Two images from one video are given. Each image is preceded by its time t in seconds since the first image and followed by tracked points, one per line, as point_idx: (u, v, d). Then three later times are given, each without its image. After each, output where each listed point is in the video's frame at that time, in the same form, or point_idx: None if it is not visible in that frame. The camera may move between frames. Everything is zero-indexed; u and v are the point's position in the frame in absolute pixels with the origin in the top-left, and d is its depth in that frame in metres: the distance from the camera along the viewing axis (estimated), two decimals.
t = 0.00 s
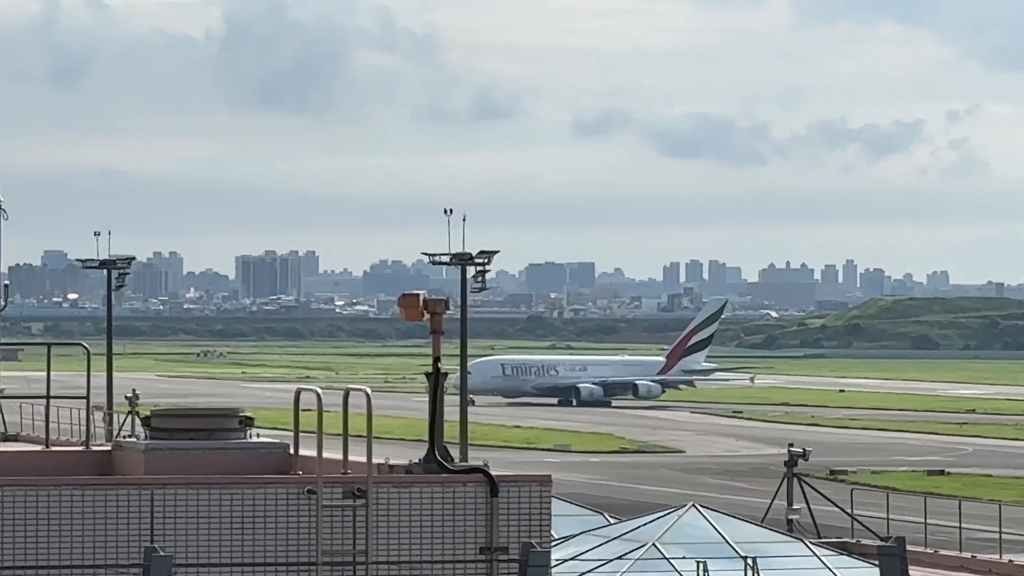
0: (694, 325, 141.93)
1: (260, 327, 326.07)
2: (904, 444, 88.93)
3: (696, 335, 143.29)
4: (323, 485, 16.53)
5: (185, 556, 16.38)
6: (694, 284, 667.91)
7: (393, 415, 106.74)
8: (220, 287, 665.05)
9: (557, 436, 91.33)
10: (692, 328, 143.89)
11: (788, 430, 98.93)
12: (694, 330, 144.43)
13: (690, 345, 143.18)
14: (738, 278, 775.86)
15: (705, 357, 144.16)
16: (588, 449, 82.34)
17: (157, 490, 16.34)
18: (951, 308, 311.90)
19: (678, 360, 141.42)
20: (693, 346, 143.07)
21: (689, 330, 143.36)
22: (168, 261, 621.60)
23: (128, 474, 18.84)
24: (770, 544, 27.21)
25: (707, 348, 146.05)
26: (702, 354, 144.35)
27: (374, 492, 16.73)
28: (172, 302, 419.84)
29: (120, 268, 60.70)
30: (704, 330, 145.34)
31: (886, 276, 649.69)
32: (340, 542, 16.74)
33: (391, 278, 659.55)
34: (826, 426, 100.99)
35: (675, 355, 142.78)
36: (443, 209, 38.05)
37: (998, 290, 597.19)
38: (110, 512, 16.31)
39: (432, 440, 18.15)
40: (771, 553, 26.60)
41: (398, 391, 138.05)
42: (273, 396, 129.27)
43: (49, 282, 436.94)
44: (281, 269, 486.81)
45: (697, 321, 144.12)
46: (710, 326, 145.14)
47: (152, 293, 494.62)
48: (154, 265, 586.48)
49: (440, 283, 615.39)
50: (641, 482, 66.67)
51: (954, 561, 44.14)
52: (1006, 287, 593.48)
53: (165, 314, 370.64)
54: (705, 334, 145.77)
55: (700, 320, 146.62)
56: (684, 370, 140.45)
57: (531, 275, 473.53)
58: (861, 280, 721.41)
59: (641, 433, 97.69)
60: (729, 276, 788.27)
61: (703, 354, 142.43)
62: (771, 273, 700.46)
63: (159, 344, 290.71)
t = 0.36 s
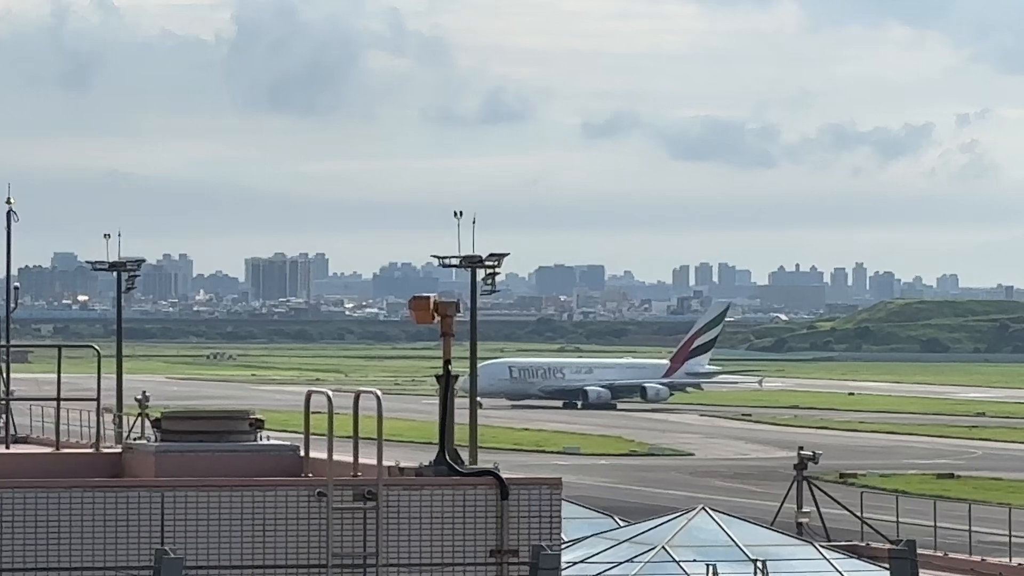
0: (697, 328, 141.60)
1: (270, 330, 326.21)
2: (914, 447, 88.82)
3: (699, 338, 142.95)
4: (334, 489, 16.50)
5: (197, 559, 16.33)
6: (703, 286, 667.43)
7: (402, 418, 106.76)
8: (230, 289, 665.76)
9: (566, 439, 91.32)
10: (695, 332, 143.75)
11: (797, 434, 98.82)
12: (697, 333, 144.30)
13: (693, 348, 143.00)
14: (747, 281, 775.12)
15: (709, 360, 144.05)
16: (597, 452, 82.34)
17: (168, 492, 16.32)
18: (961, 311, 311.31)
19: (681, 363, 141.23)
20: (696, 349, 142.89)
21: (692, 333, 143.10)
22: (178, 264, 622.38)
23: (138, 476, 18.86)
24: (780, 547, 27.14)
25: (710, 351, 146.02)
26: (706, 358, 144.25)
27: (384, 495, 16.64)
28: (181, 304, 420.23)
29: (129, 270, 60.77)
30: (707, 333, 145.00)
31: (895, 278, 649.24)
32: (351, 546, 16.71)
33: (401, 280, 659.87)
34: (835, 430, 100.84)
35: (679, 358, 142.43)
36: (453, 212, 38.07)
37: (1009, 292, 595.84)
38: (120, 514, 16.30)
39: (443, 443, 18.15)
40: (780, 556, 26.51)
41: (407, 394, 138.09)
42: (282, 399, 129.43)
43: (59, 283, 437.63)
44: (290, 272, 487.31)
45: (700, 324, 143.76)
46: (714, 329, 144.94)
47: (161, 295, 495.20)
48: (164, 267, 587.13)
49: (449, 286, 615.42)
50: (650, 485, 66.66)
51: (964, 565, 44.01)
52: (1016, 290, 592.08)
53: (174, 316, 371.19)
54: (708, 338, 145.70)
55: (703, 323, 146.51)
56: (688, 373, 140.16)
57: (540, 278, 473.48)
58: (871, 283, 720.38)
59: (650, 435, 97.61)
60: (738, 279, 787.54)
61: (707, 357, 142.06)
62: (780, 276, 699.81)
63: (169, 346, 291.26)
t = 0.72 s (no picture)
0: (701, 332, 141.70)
1: (281, 333, 326.51)
2: (925, 450, 88.69)
3: (704, 341, 143.03)
4: (346, 490, 16.48)
5: (210, 562, 16.32)
6: (716, 290, 666.92)
7: (413, 420, 106.84)
8: (242, 291, 666.94)
9: (577, 442, 91.28)
10: (700, 336, 143.89)
11: (809, 437, 98.72)
12: (702, 337, 144.45)
13: (698, 351, 143.12)
14: (759, 285, 774.47)
15: (715, 364, 144.20)
16: (608, 455, 82.28)
17: (180, 495, 16.30)
18: (973, 314, 310.66)
19: (687, 366, 141.39)
20: (701, 352, 143.04)
21: (697, 336, 143.21)
22: (191, 267, 623.60)
23: (150, 479, 18.87)
24: (792, 550, 27.09)
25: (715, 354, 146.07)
26: (711, 361, 144.44)
27: (396, 498, 16.60)
28: (194, 307, 420.94)
29: (141, 273, 60.79)
30: (712, 336, 145.06)
31: (907, 282, 648.73)
32: (363, 548, 16.66)
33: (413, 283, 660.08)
34: (846, 433, 100.68)
35: (684, 361, 142.54)
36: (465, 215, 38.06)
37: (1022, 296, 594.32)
38: (133, 516, 16.29)
39: (455, 445, 18.09)
40: (792, 560, 26.48)
41: (418, 397, 138.24)
42: (294, 401, 129.60)
43: (71, 286, 438.21)
44: (303, 275, 488.13)
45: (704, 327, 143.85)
46: (718, 332, 145.12)
47: (173, 296, 496.35)
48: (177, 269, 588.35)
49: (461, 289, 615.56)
50: (662, 488, 66.64)
51: (975, 568, 43.87)
52: None
53: (186, 319, 371.52)
54: (712, 341, 145.89)
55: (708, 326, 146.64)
56: (693, 377, 140.28)
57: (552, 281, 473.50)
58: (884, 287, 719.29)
59: (661, 438, 97.51)
60: (750, 282, 786.86)
61: (711, 360, 142.12)
62: (792, 280, 699.19)
63: (181, 348, 291.89)
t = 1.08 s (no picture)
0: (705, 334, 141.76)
1: (292, 335, 326.47)
2: (936, 453, 88.47)
3: (709, 343, 143.00)
4: (357, 492, 16.46)
5: (221, 565, 16.33)
6: (726, 292, 665.93)
7: (424, 423, 106.71)
8: (253, 294, 667.20)
9: (588, 444, 91.21)
10: (705, 338, 143.84)
11: (820, 440, 98.54)
12: (707, 338, 144.42)
13: (703, 353, 143.18)
14: (770, 288, 773.33)
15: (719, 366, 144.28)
16: (619, 458, 82.16)
17: (191, 498, 16.31)
18: (985, 318, 309.98)
19: (692, 369, 141.50)
20: (706, 355, 143.07)
21: (702, 338, 143.23)
22: (202, 269, 623.88)
23: (161, 480, 18.87)
24: (803, 553, 27.01)
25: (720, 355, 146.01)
26: (716, 362, 144.46)
27: (407, 501, 16.59)
28: (204, 308, 420.98)
29: (152, 274, 60.78)
30: (717, 337, 145.03)
31: (918, 285, 647.98)
32: (374, 550, 16.64)
33: (424, 286, 659.98)
34: (857, 437, 100.48)
35: (689, 363, 142.65)
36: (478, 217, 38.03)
37: None
38: (143, 518, 16.30)
39: (465, 448, 18.05)
40: (803, 563, 26.39)
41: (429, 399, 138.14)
42: (305, 403, 129.55)
43: (82, 288, 438.31)
44: (313, 277, 488.00)
45: (710, 329, 143.83)
46: (723, 334, 145.05)
47: (185, 296, 496.80)
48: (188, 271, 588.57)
49: (472, 291, 615.02)
50: (672, 491, 66.48)
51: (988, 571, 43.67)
52: None
53: (197, 321, 371.68)
54: (718, 342, 145.85)
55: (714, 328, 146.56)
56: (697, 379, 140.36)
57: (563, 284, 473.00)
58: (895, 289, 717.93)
59: (671, 441, 97.34)
60: (761, 285, 785.60)
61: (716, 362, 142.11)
62: (803, 283, 698.23)
63: (192, 349, 291.78)
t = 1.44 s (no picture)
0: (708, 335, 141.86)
1: (300, 336, 326.65)
2: (943, 455, 88.50)
3: (712, 343, 143.07)
4: (364, 494, 16.47)
5: (227, 564, 16.34)
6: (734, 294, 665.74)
7: (432, 424, 106.74)
8: (261, 295, 667.67)
9: (597, 445, 91.25)
10: (708, 338, 143.90)
11: (827, 441, 98.55)
12: (710, 340, 144.69)
13: (706, 354, 143.26)
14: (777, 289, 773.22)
15: (722, 367, 144.56)
16: (627, 459, 82.16)
17: (198, 499, 16.30)
18: (993, 319, 309.82)
19: (695, 370, 141.52)
20: (709, 355, 143.27)
21: (705, 338, 143.26)
22: (210, 270, 624.39)
23: (169, 480, 18.90)
24: (811, 554, 26.99)
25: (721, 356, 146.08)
26: (717, 364, 144.54)
27: (415, 502, 16.59)
28: (212, 309, 421.08)
29: (161, 275, 60.85)
30: (719, 339, 145.13)
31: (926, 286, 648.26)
32: (383, 550, 16.65)
33: (431, 287, 660.20)
34: (864, 438, 100.45)
35: (692, 364, 142.67)
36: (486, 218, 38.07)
37: None
38: (151, 520, 16.29)
39: (474, 449, 18.04)
40: (810, 564, 26.40)
41: (436, 400, 138.24)
42: (313, 404, 129.67)
43: (90, 288, 438.72)
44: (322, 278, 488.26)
45: (712, 330, 143.92)
46: (726, 336, 145.32)
47: (193, 298, 497.21)
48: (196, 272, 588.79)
49: (480, 292, 615.26)
50: (679, 492, 66.55)
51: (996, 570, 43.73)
52: None
53: (205, 322, 371.77)
54: (720, 344, 145.95)
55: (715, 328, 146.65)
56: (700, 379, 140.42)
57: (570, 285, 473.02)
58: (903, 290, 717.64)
59: (679, 442, 97.41)
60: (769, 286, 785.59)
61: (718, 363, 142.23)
62: (810, 284, 697.92)
63: (201, 350, 292.04)
